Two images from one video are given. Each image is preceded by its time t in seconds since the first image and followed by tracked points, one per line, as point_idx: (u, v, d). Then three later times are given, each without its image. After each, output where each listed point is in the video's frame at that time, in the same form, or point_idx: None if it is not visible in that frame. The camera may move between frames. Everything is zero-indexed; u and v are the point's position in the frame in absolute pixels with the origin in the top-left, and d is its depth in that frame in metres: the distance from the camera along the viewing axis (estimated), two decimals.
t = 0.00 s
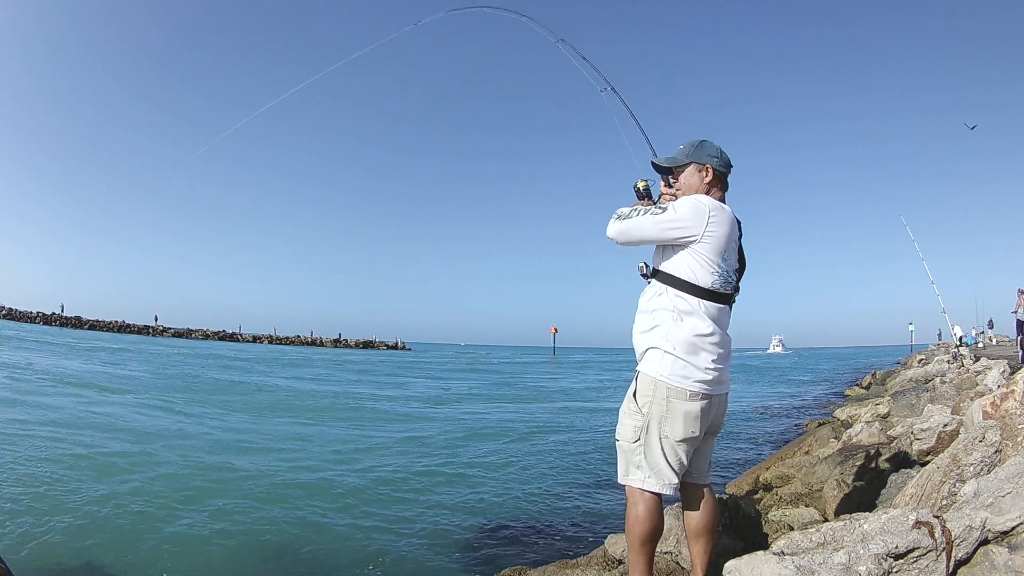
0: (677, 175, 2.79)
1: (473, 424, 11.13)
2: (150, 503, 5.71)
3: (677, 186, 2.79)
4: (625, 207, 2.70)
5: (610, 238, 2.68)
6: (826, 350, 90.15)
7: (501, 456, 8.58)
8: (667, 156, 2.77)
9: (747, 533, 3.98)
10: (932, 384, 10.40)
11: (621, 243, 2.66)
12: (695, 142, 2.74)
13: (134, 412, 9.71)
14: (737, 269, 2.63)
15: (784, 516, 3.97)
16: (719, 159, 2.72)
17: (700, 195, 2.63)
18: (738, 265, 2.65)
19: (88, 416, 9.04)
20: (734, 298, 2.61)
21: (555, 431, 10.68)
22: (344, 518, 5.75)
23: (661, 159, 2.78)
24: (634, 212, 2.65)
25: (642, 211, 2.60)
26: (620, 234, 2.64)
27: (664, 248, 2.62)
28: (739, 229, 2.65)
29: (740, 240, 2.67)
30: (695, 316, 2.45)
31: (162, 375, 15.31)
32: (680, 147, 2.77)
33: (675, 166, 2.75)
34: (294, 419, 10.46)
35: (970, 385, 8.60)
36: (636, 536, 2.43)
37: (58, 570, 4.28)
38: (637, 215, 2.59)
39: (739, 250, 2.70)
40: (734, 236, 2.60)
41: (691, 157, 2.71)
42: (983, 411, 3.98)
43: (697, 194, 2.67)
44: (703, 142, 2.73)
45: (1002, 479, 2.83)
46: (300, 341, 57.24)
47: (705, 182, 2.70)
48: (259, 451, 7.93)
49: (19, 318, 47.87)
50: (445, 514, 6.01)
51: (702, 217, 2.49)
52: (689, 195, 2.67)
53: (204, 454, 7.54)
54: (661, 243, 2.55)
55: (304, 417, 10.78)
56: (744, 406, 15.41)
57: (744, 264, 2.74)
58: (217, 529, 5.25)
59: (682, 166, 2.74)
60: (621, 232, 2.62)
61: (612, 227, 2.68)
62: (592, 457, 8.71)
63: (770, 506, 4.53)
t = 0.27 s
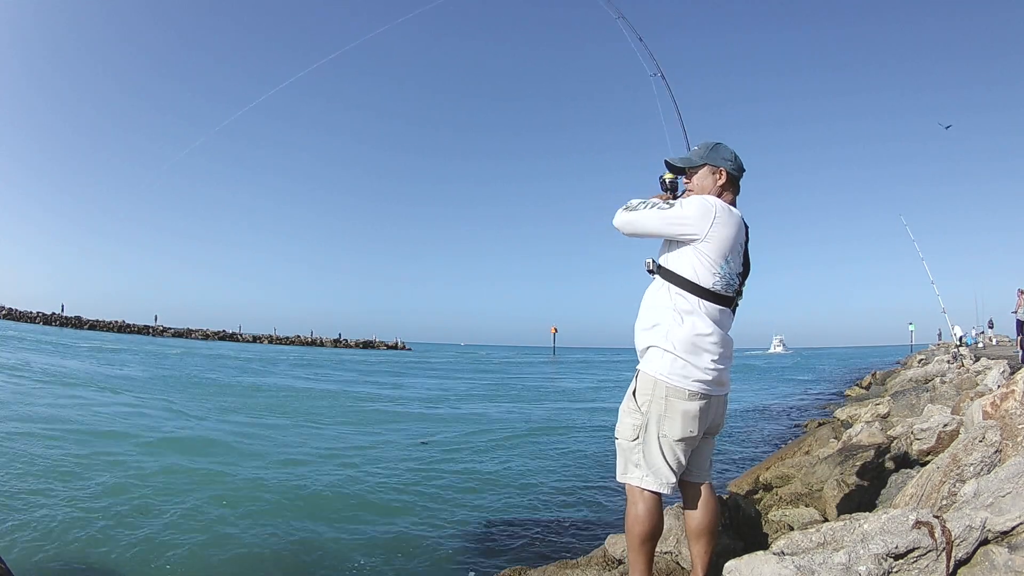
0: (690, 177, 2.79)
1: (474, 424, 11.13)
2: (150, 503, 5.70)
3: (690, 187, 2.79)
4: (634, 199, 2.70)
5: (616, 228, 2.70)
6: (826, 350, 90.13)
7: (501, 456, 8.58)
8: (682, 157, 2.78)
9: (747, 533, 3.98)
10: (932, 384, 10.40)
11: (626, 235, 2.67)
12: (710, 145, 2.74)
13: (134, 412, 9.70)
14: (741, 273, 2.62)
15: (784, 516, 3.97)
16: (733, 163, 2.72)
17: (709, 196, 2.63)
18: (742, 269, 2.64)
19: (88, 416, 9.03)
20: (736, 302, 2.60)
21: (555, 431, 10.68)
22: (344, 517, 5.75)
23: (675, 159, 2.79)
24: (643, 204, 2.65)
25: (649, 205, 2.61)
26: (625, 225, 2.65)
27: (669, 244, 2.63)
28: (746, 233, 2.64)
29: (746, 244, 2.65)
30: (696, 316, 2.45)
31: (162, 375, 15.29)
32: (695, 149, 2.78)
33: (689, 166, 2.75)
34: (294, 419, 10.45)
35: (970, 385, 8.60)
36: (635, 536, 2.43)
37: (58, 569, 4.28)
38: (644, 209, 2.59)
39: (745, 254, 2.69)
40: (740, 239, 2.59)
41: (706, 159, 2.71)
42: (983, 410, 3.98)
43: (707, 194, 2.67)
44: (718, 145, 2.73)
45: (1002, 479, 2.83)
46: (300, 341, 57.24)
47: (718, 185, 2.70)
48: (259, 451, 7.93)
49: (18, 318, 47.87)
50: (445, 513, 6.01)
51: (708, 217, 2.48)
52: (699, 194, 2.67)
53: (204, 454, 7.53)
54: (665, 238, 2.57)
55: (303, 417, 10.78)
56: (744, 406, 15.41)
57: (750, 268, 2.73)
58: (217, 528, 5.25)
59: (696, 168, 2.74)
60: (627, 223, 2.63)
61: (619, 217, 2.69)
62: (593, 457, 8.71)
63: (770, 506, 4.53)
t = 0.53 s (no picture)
0: (690, 174, 2.79)
1: (474, 424, 11.12)
2: (149, 503, 5.70)
3: (690, 185, 2.80)
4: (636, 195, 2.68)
5: (618, 224, 2.68)
6: (826, 350, 90.12)
7: (501, 456, 8.58)
8: (682, 154, 2.77)
9: (747, 533, 3.98)
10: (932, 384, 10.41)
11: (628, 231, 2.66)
12: (710, 143, 2.74)
13: (134, 412, 9.70)
14: (742, 272, 2.64)
15: (784, 516, 3.97)
16: (733, 162, 2.72)
17: (711, 194, 2.64)
18: (744, 267, 2.66)
19: (88, 416, 9.02)
20: (738, 300, 2.61)
21: (554, 431, 10.67)
22: (344, 518, 5.75)
23: (676, 156, 2.77)
24: (645, 200, 2.64)
25: (652, 202, 2.60)
26: (628, 221, 2.63)
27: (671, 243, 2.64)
28: (747, 231, 2.67)
29: (747, 243, 2.68)
30: (701, 315, 2.45)
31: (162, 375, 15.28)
32: (695, 146, 2.77)
33: (690, 164, 2.74)
34: (294, 419, 10.45)
35: (970, 385, 8.60)
36: (637, 535, 2.43)
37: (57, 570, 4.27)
38: (647, 206, 2.58)
39: (746, 252, 2.71)
40: (741, 238, 2.61)
41: (707, 158, 2.71)
42: (983, 411, 3.98)
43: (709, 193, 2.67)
44: (719, 144, 2.74)
45: (1002, 479, 2.83)
46: (300, 341, 57.24)
47: (718, 184, 2.71)
48: (258, 451, 7.92)
49: (18, 318, 47.85)
50: (445, 514, 6.01)
51: (710, 216, 2.50)
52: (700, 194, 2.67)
53: (204, 454, 7.52)
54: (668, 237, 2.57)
55: (303, 417, 10.78)
56: (744, 406, 15.41)
57: (750, 266, 2.75)
58: (217, 529, 5.25)
59: (696, 166, 2.74)
60: (630, 220, 2.61)
61: (622, 214, 2.67)
62: (592, 457, 8.70)
63: (771, 506, 4.53)
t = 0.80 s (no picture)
0: (685, 173, 2.78)
1: (474, 424, 11.12)
2: (149, 502, 5.70)
3: (684, 184, 2.80)
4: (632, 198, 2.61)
5: (622, 229, 2.56)
6: (826, 350, 90.12)
7: (501, 456, 8.58)
8: (678, 153, 2.76)
9: (747, 533, 3.98)
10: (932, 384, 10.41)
11: (633, 234, 2.55)
12: (705, 142, 2.73)
13: (134, 412, 9.70)
14: (741, 270, 2.66)
15: (784, 516, 3.97)
16: (728, 162, 2.73)
17: (709, 194, 2.64)
18: (743, 266, 2.68)
19: (88, 416, 9.02)
20: (738, 298, 2.63)
21: (555, 431, 10.67)
22: (344, 518, 5.75)
23: (671, 155, 2.76)
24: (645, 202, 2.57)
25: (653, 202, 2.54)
26: (633, 224, 2.52)
27: (671, 244, 2.62)
28: (745, 230, 2.69)
29: (745, 241, 2.70)
30: (704, 315, 2.46)
31: (162, 375, 15.27)
32: (690, 145, 2.77)
33: (685, 164, 2.74)
34: (294, 419, 10.45)
35: (970, 385, 8.60)
36: (637, 536, 2.43)
37: (57, 570, 4.26)
38: (652, 206, 2.51)
39: (744, 251, 2.73)
40: (740, 237, 2.63)
41: (703, 158, 2.71)
42: (983, 411, 3.98)
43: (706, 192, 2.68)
44: (714, 144, 2.74)
45: (1002, 479, 2.83)
46: (300, 341, 57.25)
47: (713, 184, 2.72)
48: (258, 451, 7.92)
49: (18, 318, 47.86)
50: (445, 514, 6.00)
51: (711, 215, 2.51)
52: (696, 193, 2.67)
53: (204, 454, 7.51)
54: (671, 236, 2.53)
55: (303, 417, 10.77)
56: (744, 406, 15.41)
57: (747, 265, 2.77)
58: (217, 528, 5.25)
59: (692, 166, 2.74)
60: (635, 222, 2.51)
61: (624, 218, 2.56)
62: (592, 457, 8.70)
63: (770, 506, 4.53)
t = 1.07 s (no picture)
0: (670, 170, 2.77)
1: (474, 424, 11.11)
2: (149, 503, 5.68)
3: (670, 181, 2.78)
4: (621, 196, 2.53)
5: (617, 224, 2.45)
6: (826, 350, 90.13)
7: (501, 456, 8.58)
8: (664, 150, 2.74)
9: (747, 533, 3.98)
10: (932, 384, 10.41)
11: (629, 229, 2.45)
12: (692, 140, 2.73)
13: (134, 412, 9.69)
14: (733, 264, 2.69)
15: (784, 516, 3.97)
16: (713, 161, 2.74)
17: (697, 191, 2.64)
18: (734, 260, 2.70)
19: (88, 416, 9.01)
20: (732, 294, 2.65)
21: (555, 431, 10.66)
22: (344, 518, 5.74)
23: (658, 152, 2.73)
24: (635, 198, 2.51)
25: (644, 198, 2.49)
26: (630, 218, 2.42)
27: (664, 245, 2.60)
28: (733, 224, 2.71)
29: (734, 236, 2.72)
30: (701, 314, 2.46)
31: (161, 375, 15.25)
32: (677, 142, 2.75)
33: (673, 161, 2.72)
34: (294, 419, 10.44)
35: (970, 385, 8.60)
36: (636, 536, 2.43)
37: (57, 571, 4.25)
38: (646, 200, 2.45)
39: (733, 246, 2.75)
40: (730, 232, 2.65)
41: (690, 156, 2.70)
42: (983, 410, 3.98)
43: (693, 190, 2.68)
44: (699, 142, 2.74)
45: (1002, 479, 2.83)
46: (301, 341, 57.26)
47: (699, 182, 2.72)
48: (258, 451, 7.91)
49: (18, 318, 47.88)
50: (445, 514, 6.00)
51: (703, 211, 2.51)
52: (685, 191, 2.67)
53: (204, 454, 7.51)
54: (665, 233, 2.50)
55: (303, 417, 10.77)
56: (744, 406, 15.41)
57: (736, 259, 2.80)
58: (217, 529, 5.24)
59: (678, 163, 2.73)
60: (632, 215, 2.41)
61: (617, 213, 2.46)
62: (592, 457, 8.70)
63: (771, 506, 4.53)
